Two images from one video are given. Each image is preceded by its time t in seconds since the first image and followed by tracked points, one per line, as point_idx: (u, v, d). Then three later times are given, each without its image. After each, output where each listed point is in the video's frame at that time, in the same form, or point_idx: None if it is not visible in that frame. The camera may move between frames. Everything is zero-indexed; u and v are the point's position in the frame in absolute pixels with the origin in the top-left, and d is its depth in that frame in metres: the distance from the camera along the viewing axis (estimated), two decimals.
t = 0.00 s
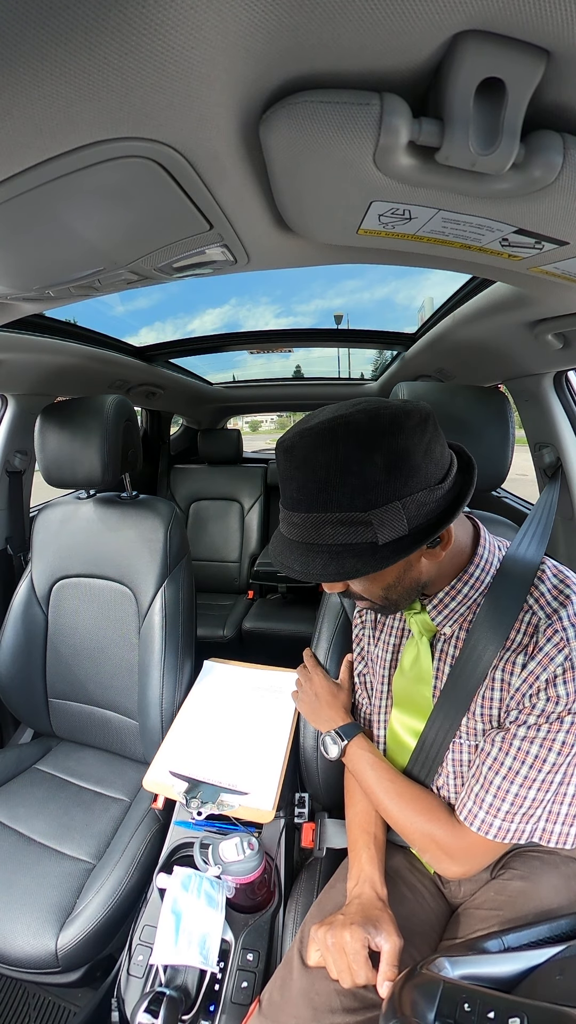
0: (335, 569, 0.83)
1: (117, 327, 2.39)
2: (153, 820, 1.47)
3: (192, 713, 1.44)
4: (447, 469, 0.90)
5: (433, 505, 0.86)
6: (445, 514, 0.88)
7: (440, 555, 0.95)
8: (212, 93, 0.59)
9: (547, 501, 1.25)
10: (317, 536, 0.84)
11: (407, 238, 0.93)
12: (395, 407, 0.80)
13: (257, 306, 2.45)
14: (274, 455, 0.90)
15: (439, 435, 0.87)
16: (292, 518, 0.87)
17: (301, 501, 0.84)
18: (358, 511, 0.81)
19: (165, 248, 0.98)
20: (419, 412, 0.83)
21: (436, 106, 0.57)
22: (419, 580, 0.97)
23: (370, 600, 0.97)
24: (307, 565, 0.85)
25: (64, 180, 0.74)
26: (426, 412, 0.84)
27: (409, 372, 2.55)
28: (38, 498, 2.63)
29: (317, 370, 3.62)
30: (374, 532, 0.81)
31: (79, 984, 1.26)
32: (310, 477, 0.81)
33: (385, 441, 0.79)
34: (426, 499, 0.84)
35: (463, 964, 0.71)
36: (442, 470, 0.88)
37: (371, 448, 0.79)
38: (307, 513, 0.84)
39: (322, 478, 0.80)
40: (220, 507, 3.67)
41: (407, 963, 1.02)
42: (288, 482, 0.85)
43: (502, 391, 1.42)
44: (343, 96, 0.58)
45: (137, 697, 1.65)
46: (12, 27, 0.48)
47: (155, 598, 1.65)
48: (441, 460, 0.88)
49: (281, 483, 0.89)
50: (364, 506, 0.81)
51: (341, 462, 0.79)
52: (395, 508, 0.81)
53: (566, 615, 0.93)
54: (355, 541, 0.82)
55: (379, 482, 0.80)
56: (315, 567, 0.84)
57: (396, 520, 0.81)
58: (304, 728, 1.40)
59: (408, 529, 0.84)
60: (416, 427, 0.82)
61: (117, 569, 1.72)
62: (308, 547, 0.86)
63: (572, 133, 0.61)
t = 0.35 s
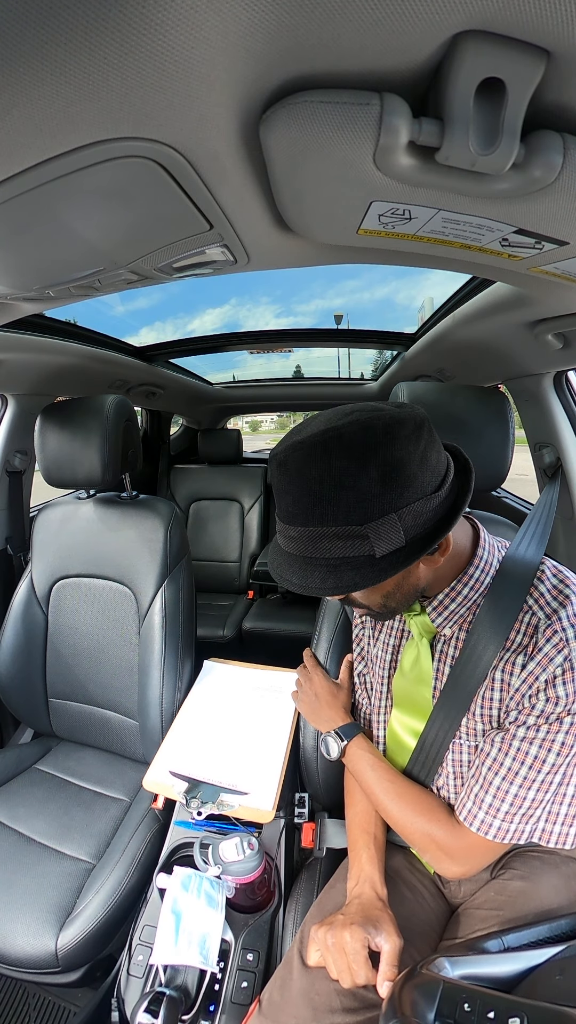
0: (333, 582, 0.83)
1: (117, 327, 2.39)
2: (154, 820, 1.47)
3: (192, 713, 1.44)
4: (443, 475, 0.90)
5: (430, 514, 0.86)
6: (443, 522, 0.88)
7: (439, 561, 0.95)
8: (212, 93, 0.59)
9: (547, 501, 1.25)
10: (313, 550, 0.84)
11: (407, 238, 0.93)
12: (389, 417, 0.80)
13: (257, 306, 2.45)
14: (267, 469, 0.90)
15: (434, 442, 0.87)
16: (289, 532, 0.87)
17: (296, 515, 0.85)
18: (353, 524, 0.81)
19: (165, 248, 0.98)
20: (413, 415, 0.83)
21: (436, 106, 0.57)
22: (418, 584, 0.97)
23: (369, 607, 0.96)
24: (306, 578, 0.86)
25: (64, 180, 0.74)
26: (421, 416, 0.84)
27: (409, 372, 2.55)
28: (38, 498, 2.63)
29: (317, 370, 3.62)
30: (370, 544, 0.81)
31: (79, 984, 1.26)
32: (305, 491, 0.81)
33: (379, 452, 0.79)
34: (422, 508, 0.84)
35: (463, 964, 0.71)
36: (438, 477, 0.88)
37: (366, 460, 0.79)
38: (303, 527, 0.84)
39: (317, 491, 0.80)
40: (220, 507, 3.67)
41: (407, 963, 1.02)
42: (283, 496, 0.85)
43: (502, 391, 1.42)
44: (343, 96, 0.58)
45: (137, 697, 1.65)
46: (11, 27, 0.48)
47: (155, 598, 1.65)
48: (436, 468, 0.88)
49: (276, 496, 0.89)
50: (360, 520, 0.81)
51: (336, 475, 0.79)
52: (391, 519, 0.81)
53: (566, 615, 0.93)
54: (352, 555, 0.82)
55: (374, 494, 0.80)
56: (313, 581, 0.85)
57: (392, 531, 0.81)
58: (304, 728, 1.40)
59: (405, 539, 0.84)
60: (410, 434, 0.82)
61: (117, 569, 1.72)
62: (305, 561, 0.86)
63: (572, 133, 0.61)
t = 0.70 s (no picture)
0: (334, 571, 0.83)
1: (117, 327, 2.39)
2: (154, 820, 1.47)
3: (192, 713, 1.44)
4: (443, 467, 0.90)
5: (430, 504, 0.85)
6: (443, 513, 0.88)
7: (440, 555, 0.95)
8: (212, 93, 0.59)
9: (548, 501, 1.25)
10: (314, 539, 0.84)
11: (407, 238, 0.93)
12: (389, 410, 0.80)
13: (257, 306, 2.45)
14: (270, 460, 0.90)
15: (435, 435, 0.87)
16: (291, 522, 0.87)
17: (298, 505, 0.85)
18: (354, 514, 0.81)
19: (166, 248, 0.98)
20: (413, 410, 0.83)
21: (436, 106, 0.57)
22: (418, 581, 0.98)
23: (370, 600, 0.97)
24: (307, 568, 0.86)
25: (64, 180, 0.74)
26: (421, 411, 0.84)
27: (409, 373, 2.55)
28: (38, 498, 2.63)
29: (317, 370, 3.62)
30: (371, 533, 0.81)
31: (79, 984, 1.26)
32: (307, 480, 0.82)
33: (380, 442, 0.79)
34: (422, 499, 0.84)
35: (463, 964, 0.71)
36: (439, 469, 0.88)
37: (366, 450, 0.79)
38: (304, 517, 0.84)
39: (319, 481, 0.80)
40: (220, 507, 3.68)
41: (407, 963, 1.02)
42: (286, 487, 0.85)
43: (502, 391, 1.42)
44: (343, 96, 0.58)
45: (137, 697, 1.65)
46: (11, 26, 0.48)
47: (155, 598, 1.65)
48: (437, 459, 0.88)
49: (279, 487, 0.89)
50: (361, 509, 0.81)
51: (337, 465, 0.79)
52: (391, 509, 0.81)
53: (567, 615, 0.93)
54: (353, 544, 0.82)
55: (375, 483, 0.80)
56: (314, 571, 0.85)
57: (393, 521, 0.81)
58: (304, 728, 1.40)
59: (405, 530, 0.83)
60: (410, 427, 0.82)
61: (117, 569, 1.72)
62: (306, 551, 0.86)
63: (572, 133, 0.61)
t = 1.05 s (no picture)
0: (331, 570, 0.83)
1: (117, 327, 2.39)
2: (154, 820, 1.47)
3: (192, 713, 1.44)
4: (439, 465, 0.89)
5: (425, 503, 0.85)
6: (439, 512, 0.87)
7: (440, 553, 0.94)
8: (212, 93, 0.59)
9: (548, 500, 1.25)
10: (311, 538, 0.84)
11: (407, 238, 0.93)
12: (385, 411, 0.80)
13: (257, 306, 2.45)
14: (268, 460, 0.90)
15: (430, 433, 0.87)
16: (288, 521, 0.87)
17: (296, 505, 0.85)
18: (350, 514, 0.81)
19: (165, 248, 0.98)
20: (410, 408, 0.83)
21: (436, 106, 0.56)
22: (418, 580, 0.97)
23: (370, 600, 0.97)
24: (304, 568, 0.86)
25: (63, 180, 0.74)
26: (417, 410, 0.84)
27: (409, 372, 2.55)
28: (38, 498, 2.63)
29: (317, 370, 3.62)
30: (366, 532, 0.81)
31: (79, 983, 1.26)
32: (303, 480, 0.82)
33: (375, 441, 0.79)
34: (418, 498, 0.84)
35: (463, 965, 0.71)
36: (435, 468, 0.88)
37: (362, 448, 0.79)
38: (302, 517, 0.84)
39: (315, 480, 0.81)
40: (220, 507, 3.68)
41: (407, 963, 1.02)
42: (283, 487, 0.86)
43: (502, 391, 1.42)
44: (343, 96, 0.58)
45: (137, 697, 1.65)
46: (10, 26, 0.48)
47: (155, 598, 1.65)
48: (433, 457, 0.87)
49: (277, 488, 0.89)
50: (357, 509, 0.81)
51: (333, 464, 0.79)
52: (387, 508, 0.81)
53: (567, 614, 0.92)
54: (349, 543, 0.82)
55: (371, 482, 0.80)
56: (311, 571, 0.85)
57: (388, 520, 0.81)
58: (304, 728, 1.40)
59: (400, 530, 0.83)
60: (406, 425, 0.82)
61: (117, 569, 1.72)
62: (303, 550, 0.86)
63: (572, 133, 0.61)
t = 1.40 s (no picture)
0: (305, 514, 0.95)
1: (117, 327, 2.39)
2: (154, 820, 1.47)
3: (192, 712, 1.44)
4: (442, 467, 0.90)
5: (408, 489, 0.87)
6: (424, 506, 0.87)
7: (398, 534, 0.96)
8: (212, 94, 0.59)
9: (549, 502, 1.23)
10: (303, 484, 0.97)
11: (407, 238, 0.93)
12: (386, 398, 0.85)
13: (258, 306, 2.45)
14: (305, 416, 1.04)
15: (446, 425, 0.88)
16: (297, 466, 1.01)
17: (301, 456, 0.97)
18: (329, 471, 0.88)
19: (165, 248, 0.98)
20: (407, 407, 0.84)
21: (436, 105, 0.56)
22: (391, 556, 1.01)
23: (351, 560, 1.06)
24: (291, 508, 0.99)
25: (63, 180, 0.74)
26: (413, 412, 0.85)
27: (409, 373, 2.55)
28: (38, 498, 2.63)
29: (317, 370, 3.62)
30: (333, 495, 0.89)
31: (79, 984, 1.26)
32: (303, 436, 0.94)
33: (349, 424, 0.85)
34: (388, 486, 0.86)
35: (463, 964, 0.71)
36: (429, 467, 0.88)
37: (338, 425, 0.86)
38: (299, 466, 0.96)
39: (308, 437, 0.92)
40: (220, 507, 3.68)
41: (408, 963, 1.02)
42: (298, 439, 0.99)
43: (502, 391, 1.42)
44: (343, 96, 0.58)
45: (137, 697, 1.65)
46: (10, 26, 0.48)
47: (155, 598, 1.65)
48: (432, 457, 0.88)
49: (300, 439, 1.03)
50: (334, 467, 0.87)
51: (318, 428, 0.89)
52: (351, 482, 0.87)
53: (551, 632, 0.91)
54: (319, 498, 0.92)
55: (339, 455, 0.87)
56: (296, 510, 0.98)
57: (351, 491, 0.87)
58: (304, 730, 1.42)
59: (374, 504, 0.87)
60: (392, 422, 0.84)
61: (117, 569, 1.72)
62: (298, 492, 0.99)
63: (572, 133, 0.61)
